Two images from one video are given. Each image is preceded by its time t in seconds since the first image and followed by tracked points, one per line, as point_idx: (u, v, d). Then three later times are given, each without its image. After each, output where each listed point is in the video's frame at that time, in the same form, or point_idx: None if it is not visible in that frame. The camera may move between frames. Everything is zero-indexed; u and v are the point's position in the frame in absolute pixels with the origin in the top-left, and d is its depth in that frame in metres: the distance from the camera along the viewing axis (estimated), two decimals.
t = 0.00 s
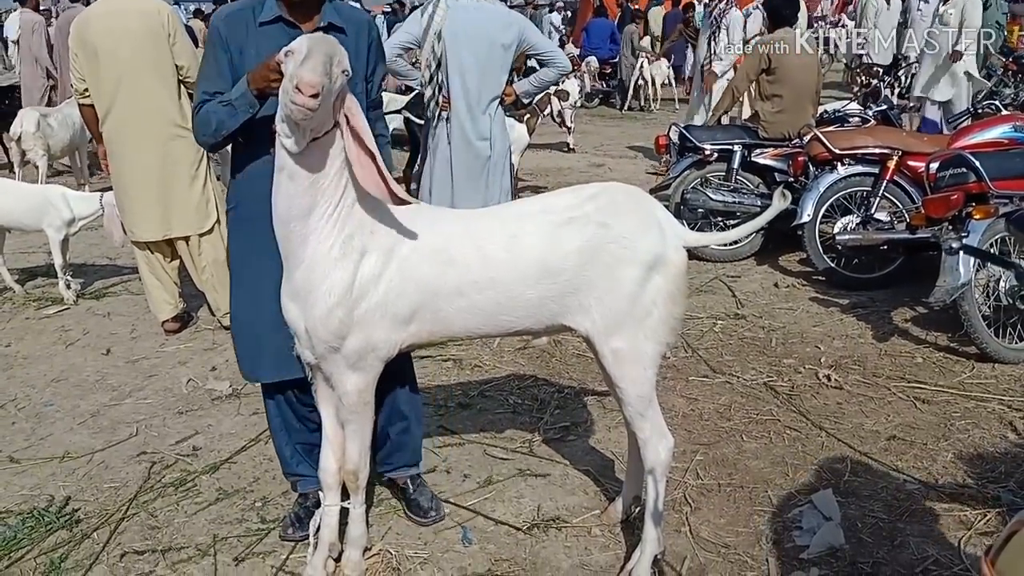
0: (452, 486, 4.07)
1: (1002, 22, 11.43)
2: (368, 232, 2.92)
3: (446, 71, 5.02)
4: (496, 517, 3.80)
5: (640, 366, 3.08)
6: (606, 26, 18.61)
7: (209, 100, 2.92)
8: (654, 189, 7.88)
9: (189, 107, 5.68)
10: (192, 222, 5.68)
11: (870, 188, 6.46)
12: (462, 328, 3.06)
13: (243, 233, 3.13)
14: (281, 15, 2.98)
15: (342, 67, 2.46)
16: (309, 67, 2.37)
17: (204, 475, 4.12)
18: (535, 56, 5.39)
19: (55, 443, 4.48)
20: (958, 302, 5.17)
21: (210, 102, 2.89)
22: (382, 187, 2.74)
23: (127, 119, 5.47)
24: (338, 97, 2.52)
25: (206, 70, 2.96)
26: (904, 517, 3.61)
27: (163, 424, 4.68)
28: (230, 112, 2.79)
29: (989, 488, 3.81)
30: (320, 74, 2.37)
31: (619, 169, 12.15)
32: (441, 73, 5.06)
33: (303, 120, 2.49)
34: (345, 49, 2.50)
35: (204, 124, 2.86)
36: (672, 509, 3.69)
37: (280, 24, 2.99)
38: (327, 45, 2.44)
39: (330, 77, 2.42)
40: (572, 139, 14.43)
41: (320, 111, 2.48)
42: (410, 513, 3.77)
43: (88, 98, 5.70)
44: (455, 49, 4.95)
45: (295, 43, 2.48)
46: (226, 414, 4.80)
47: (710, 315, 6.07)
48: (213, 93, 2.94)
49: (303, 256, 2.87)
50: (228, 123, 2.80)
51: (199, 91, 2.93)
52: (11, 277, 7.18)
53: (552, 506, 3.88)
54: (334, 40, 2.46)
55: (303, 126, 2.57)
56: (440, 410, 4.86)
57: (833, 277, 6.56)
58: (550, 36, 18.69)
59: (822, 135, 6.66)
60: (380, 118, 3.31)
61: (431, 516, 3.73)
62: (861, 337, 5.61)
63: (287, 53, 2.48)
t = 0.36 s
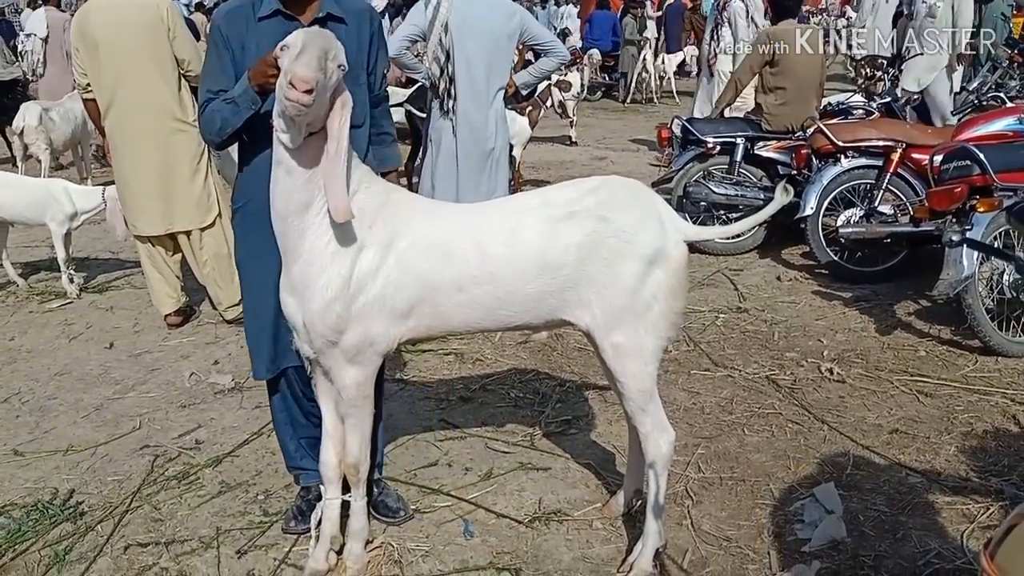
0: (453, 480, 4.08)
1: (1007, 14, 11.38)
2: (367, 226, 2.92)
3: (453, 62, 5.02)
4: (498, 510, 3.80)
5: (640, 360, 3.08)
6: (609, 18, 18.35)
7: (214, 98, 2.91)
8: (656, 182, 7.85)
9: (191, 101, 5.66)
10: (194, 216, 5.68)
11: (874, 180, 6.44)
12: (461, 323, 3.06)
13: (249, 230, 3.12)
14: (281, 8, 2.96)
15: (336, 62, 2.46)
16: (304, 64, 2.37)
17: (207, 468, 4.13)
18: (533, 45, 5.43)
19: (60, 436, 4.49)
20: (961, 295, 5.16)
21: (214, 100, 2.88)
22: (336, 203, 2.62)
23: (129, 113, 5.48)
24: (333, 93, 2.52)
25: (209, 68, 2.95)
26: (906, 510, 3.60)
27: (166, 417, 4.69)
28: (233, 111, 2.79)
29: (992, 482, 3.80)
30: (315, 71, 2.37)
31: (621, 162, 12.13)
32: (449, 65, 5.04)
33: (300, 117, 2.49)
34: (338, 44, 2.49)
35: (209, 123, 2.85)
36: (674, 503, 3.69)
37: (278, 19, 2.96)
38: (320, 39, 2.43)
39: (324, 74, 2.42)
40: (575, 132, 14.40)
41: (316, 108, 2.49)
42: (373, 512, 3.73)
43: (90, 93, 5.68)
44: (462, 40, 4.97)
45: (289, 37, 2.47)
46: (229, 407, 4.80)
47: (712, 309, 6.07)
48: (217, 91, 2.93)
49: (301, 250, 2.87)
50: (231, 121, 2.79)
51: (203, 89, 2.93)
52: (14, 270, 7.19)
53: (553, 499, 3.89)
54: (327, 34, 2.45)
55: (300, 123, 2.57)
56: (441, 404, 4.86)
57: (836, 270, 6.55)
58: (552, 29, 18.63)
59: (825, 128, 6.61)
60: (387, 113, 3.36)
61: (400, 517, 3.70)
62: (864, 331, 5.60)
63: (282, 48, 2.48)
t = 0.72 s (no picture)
0: (457, 474, 4.09)
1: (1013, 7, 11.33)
2: (369, 223, 2.92)
3: (461, 54, 5.01)
4: (502, 505, 3.81)
5: (645, 357, 3.09)
6: (612, 11, 18.26)
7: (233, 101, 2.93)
8: (659, 177, 7.84)
9: (194, 96, 5.68)
10: (197, 211, 5.70)
11: (878, 174, 6.41)
12: (464, 319, 3.07)
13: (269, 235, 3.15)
14: (305, 7, 2.96)
15: (302, 44, 2.55)
16: (254, 42, 2.50)
17: (213, 462, 4.15)
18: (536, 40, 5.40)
19: (66, 431, 4.51)
20: (966, 289, 5.15)
21: (236, 101, 2.92)
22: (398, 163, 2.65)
23: (132, 109, 5.47)
24: (304, 76, 2.59)
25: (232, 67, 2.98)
26: (910, 505, 3.61)
27: (171, 412, 4.71)
28: (253, 112, 2.86)
29: (997, 476, 3.80)
30: (264, 48, 2.49)
31: (624, 156, 12.12)
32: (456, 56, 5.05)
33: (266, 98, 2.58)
34: (316, 31, 2.58)
35: (233, 126, 2.91)
36: (678, 497, 3.69)
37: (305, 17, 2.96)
38: (288, 25, 2.56)
39: (275, 55, 2.51)
40: (578, 125, 14.38)
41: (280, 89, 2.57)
42: (378, 506, 3.75)
43: (94, 90, 5.67)
44: (469, 33, 4.95)
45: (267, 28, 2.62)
46: (233, 402, 4.82)
47: (716, 303, 6.07)
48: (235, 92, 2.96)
49: (305, 246, 2.88)
50: (251, 123, 2.87)
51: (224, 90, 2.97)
52: (19, 266, 7.21)
53: (557, 493, 3.90)
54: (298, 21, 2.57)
55: (277, 108, 2.66)
56: (445, 398, 4.88)
57: (840, 264, 6.55)
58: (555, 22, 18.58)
59: (830, 122, 6.59)
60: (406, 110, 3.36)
61: (405, 511, 3.72)
62: (868, 325, 5.60)
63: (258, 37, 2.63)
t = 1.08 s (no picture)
0: (461, 476, 4.09)
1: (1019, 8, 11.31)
2: (371, 226, 2.92)
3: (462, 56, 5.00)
4: (507, 506, 3.81)
5: (651, 359, 3.09)
6: (617, 13, 18.27)
7: (237, 105, 2.89)
8: (664, 177, 7.85)
9: (201, 99, 5.69)
10: (202, 214, 5.70)
11: (884, 175, 6.39)
12: (468, 322, 3.07)
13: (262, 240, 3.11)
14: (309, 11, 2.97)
15: (275, 30, 2.58)
16: (227, 24, 2.59)
17: (218, 463, 4.16)
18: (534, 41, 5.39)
19: (72, 431, 4.52)
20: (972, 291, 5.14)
21: (240, 106, 2.89)
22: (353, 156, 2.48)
23: (138, 111, 5.49)
24: (276, 64, 2.61)
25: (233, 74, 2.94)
26: (915, 507, 3.60)
27: (177, 412, 4.72)
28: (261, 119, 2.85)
29: (1003, 478, 3.79)
30: (234, 29, 2.57)
31: (629, 157, 12.12)
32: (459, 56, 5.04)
33: (240, 80, 2.63)
34: (295, 23, 2.62)
35: (237, 130, 2.90)
36: (683, 499, 3.69)
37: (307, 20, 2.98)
38: (268, 15, 2.62)
39: (244, 37, 2.58)
40: (582, 127, 14.39)
41: (251, 72, 2.60)
42: (383, 507, 3.75)
43: (101, 93, 5.70)
44: (472, 33, 4.93)
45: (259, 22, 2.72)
46: (238, 402, 4.82)
47: (721, 304, 6.06)
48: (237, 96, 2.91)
49: (306, 247, 2.88)
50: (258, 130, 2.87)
51: (226, 94, 2.90)
52: (26, 266, 7.24)
53: (562, 494, 3.90)
54: (278, 13, 2.63)
55: (257, 95, 2.69)
56: (450, 399, 4.88)
57: (845, 265, 6.53)
58: (559, 24, 18.60)
59: (835, 123, 6.61)
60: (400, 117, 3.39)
61: (411, 511, 3.73)
62: (874, 326, 5.58)
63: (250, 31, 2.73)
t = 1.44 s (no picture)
0: (468, 479, 4.09)
1: None
2: (377, 230, 2.93)
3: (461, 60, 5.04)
4: (513, 510, 3.81)
5: (660, 365, 3.09)
6: (625, 19, 18.22)
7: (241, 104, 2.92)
8: (671, 182, 7.85)
9: (210, 103, 5.70)
10: (211, 217, 5.72)
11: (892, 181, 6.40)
12: (475, 326, 3.07)
13: (267, 237, 3.13)
14: (314, 13, 3.02)
15: (266, 36, 2.64)
16: (228, 38, 2.68)
17: (225, 465, 4.16)
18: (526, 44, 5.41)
19: (80, 432, 4.53)
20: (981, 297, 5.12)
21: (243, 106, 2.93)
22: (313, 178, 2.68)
23: (148, 115, 5.51)
24: (270, 71, 2.65)
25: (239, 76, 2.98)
26: (924, 514, 3.59)
27: (184, 414, 4.73)
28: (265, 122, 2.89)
29: (1012, 486, 3.77)
30: (230, 40, 2.66)
31: (636, 162, 12.11)
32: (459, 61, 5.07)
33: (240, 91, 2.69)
34: (285, 29, 2.66)
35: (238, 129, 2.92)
36: (690, 504, 3.68)
37: (312, 23, 3.02)
38: (262, 24, 2.68)
39: (240, 48, 2.65)
40: (590, 132, 14.40)
41: (248, 81, 2.66)
42: (389, 510, 3.75)
43: (110, 96, 5.74)
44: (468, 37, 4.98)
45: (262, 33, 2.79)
46: (245, 404, 4.83)
47: (729, 309, 6.05)
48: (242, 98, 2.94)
49: (312, 249, 2.92)
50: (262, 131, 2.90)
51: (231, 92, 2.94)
52: (35, 268, 7.26)
53: (568, 499, 3.89)
54: (271, 21, 2.69)
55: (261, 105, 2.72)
56: (456, 403, 4.88)
57: (854, 270, 6.51)
58: (567, 29, 18.63)
59: (843, 128, 6.57)
60: (408, 122, 3.40)
61: (417, 515, 3.73)
62: (882, 332, 5.57)
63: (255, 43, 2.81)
